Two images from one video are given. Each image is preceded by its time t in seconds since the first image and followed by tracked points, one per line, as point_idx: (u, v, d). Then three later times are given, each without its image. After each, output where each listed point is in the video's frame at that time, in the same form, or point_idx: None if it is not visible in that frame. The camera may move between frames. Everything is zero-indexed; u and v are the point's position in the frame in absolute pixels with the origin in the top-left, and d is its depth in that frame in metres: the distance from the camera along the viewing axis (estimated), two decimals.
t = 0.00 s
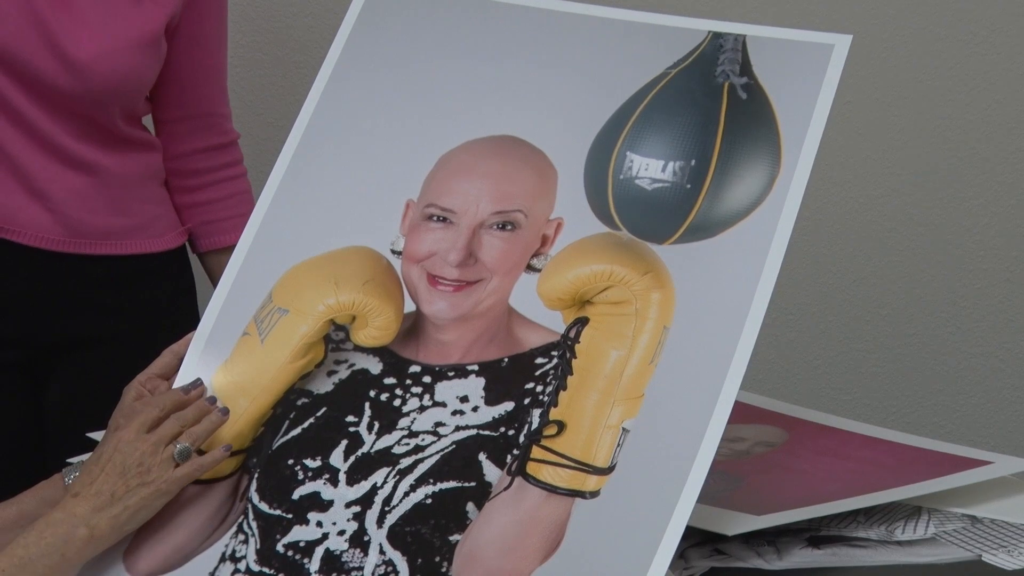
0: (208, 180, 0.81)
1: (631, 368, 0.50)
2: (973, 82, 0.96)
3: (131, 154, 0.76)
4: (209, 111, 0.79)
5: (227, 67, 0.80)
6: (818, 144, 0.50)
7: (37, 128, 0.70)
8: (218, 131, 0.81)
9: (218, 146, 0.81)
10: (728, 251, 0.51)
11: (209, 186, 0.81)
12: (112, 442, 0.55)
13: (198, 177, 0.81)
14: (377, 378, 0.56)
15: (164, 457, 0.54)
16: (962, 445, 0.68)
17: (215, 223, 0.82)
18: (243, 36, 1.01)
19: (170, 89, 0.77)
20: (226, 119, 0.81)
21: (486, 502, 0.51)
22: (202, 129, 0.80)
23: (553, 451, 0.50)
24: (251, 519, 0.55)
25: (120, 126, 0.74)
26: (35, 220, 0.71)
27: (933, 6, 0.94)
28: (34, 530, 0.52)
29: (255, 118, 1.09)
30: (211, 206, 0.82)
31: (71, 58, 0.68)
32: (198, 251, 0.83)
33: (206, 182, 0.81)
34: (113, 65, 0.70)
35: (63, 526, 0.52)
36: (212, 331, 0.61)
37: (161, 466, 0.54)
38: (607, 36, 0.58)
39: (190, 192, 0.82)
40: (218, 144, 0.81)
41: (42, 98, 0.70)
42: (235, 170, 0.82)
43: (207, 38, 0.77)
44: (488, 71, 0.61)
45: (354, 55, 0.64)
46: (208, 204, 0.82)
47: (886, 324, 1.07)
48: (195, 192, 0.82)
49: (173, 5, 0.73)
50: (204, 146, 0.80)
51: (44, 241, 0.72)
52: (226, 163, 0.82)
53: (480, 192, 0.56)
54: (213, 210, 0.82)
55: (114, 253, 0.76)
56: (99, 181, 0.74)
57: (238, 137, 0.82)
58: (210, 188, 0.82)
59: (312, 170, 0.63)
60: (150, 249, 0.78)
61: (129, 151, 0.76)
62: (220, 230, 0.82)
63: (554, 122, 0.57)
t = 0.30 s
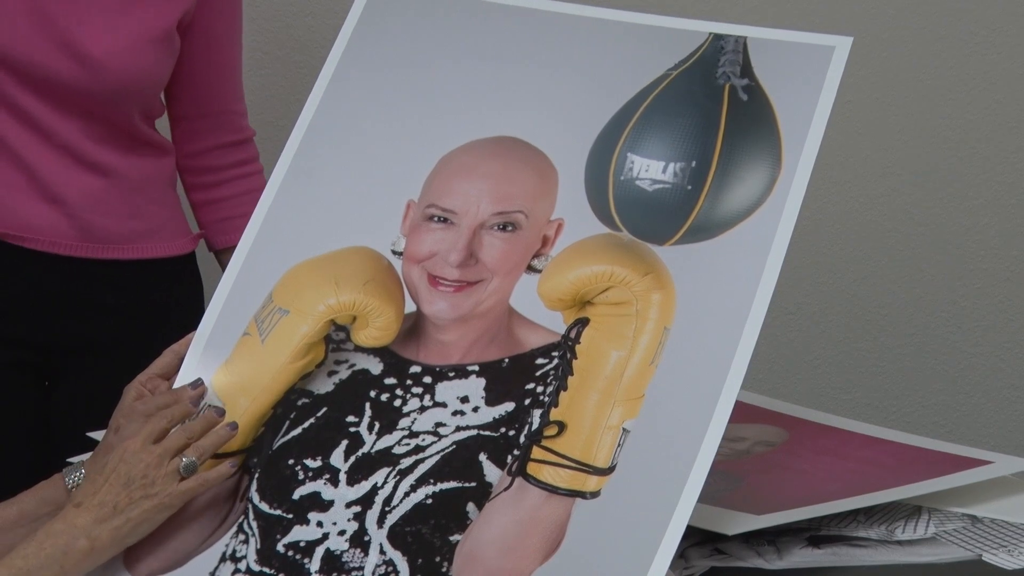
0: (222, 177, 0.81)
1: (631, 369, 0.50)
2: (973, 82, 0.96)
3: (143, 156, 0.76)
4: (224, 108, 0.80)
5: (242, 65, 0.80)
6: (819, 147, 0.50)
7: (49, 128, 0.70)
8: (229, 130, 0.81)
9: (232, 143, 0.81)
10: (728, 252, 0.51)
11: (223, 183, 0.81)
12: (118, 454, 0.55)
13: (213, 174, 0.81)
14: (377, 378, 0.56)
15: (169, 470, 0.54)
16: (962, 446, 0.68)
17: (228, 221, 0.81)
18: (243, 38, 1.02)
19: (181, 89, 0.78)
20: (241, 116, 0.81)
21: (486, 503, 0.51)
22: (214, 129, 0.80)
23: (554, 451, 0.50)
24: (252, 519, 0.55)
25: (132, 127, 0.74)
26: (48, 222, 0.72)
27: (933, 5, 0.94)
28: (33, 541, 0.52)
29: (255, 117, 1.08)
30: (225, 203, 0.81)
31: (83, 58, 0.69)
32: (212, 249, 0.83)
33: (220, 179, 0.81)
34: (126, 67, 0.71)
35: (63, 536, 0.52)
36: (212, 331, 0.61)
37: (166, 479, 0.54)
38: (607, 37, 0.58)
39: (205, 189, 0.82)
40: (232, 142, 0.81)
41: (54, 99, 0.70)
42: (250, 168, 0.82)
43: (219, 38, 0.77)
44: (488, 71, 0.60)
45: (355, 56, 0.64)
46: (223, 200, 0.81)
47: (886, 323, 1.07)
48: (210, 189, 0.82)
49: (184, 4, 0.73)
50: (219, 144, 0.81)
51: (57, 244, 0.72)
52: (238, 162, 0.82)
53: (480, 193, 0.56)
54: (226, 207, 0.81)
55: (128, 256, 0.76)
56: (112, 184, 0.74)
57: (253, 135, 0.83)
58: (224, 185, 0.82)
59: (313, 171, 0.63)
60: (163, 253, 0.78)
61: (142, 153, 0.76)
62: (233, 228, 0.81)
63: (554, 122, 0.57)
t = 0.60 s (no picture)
0: (204, 166, 0.84)
1: (629, 363, 0.50)
2: (973, 82, 0.96)
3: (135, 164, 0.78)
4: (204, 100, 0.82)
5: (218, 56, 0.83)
6: (815, 140, 0.50)
7: (55, 150, 0.72)
8: (207, 120, 0.84)
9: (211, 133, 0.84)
10: (725, 246, 0.51)
11: (205, 172, 0.84)
12: (140, 385, 0.54)
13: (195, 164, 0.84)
14: (374, 374, 0.56)
15: (199, 390, 0.55)
16: (962, 445, 0.68)
17: (211, 208, 0.84)
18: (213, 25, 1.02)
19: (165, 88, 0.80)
20: (218, 107, 0.84)
21: (485, 499, 0.50)
22: (193, 120, 0.83)
23: (552, 446, 0.50)
24: (250, 517, 0.55)
25: (129, 137, 0.77)
26: (60, 247, 0.74)
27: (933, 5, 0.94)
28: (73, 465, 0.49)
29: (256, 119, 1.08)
30: (209, 191, 0.84)
31: (83, 78, 0.71)
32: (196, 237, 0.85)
33: (202, 168, 0.84)
34: (117, 76, 0.72)
35: (109, 456, 0.50)
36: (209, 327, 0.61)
37: (199, 399, 0.54)
38: (605, 35, 0.58)
39: (188, 181, 0.84)
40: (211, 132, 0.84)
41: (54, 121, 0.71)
42: (229, 156, 0.85)
43: (197, 30, 0.79)
44: (486, 70, 0.61)
45: (351, 53, 0.64)
46: (206, 188, 0.84)
47: (886, 324, 1.07)
48: (192, 179, 0.84)
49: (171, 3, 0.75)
50: (199, 135, 0.83)
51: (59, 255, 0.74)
52: (220, 150, 0.85)
53: (477, 187, 0.56)
54: (209, 195, 0.84)
55: (139, 271, 0.79)
56: (111, 193, 0.76)
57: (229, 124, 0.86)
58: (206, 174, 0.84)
59: (310, 168, 0.63)
60: (169, 262, 0.82)
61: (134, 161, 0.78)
62: (217, 213, 0.84)
63: (551, 119, 0.57)
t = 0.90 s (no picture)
0: (126, 165, 0.83)
1: (628, 362, 0.50)
2: (974, 82, 0.96)
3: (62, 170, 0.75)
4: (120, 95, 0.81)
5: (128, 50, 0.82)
6: (814, 137, 0.51)
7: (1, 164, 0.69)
8: (123, 117, 0.82)
9: (129, 131, 0.83)
10: (724, 244, 0.51)
11: (127, 171, 0.83)
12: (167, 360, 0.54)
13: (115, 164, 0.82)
14: (372, 373, 0.56)
15: (220, 364, 0.54)
16: (961, 445, 0.68)
17: (141, 208, 0.82)
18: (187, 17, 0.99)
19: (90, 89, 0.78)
20: (130, 103, 0.83)
21: (485, 498, 0.50)
22: (112, 116, 0.81)
23: (552, 445, 0.50)
24: (250, 517, 0.55)
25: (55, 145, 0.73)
26: (9, 269, 0.71)
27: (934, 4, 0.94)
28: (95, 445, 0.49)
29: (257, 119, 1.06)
30: (136, 190, 0.82)
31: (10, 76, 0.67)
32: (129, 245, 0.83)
33: (123, 168, 0.82)
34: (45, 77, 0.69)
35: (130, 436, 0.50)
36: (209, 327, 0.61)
37: (220, 375, 0.53)
38: (604, 34, 0.58)
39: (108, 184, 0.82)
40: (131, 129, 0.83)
41: None
42: (147, 153, 0.84)
43: (111, 20, 0.78)
44: (486, 69, 0.60)
45: (349, 53, 0.64)
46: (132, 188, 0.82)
47: (886, 324, 1.07)
48: (115, 181, 0.82)
49: None
50: (117, 133, 0.82)
51: None
52: (140, 147, 0.84)
53: (475, 185, 0.56)
54: (137, 195, 0.82)
55: (84, 289, 0.77)
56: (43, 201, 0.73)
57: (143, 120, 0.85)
58: (127, 173, 0.83)
59: (309, 167, 0.63)
60: (106, 277, 0.80)
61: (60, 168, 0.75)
62: (151, 212, 0.82)
63: (551, 118, 0.57)
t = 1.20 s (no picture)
0: (62, 160, 0.82)
1: (632, 365, 0.50)
2: (977, 82, 0.96)
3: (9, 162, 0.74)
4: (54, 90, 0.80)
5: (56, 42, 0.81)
6: (819, 143, 0.50)
7: None
8: (55, 110, 0.82)
9: (61, 126, 0.82)
10: (728, 248, 0.51)
11: (60, 167, 0.82)
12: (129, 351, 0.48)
13: (51, 159, 0.81)
14: (376, 373, 0.56)
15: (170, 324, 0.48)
16: (964, 446, 0.67)
17: (80, 203, 0.83)
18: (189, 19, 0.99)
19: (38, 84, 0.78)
20: (63, 97, 0.82)
21: (488, 499, 0.51)
22: (49, 111, 0.81)
23: (555, 447, 0.50)
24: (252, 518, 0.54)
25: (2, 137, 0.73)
26: None
27: (937, 4, 0.94)
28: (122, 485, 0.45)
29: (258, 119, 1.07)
30: (73, 185, 0.82)
31: None
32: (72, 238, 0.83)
33: (57, 163, 0.82)
34: None
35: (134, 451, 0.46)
36: (212, 327, 0.61)
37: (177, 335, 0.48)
38: (607, 36, 0.58)
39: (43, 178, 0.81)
40: (63, 123, 0.82)
41: None
42: (79, 147, 0.84)
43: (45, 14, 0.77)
44: (489, 71, 0.60)
45: (353, 55, 0.64)
46: (69, 183, 0.82)
47: (889, 324, 1.06)
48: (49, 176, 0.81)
49: None
50: (50, 127, 0.81)
51: None
52: (73, 142, 0.83)
53: (479, 188, 0.56)
54: (75, 190, 0.82)
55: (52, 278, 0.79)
56: None
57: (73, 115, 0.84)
58: (60, 169, 0.82)
59: (312, 170, 0.63)
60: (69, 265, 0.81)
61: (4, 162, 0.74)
62: (90, 208, 0.83)
63: (554, 120, 0.57)
